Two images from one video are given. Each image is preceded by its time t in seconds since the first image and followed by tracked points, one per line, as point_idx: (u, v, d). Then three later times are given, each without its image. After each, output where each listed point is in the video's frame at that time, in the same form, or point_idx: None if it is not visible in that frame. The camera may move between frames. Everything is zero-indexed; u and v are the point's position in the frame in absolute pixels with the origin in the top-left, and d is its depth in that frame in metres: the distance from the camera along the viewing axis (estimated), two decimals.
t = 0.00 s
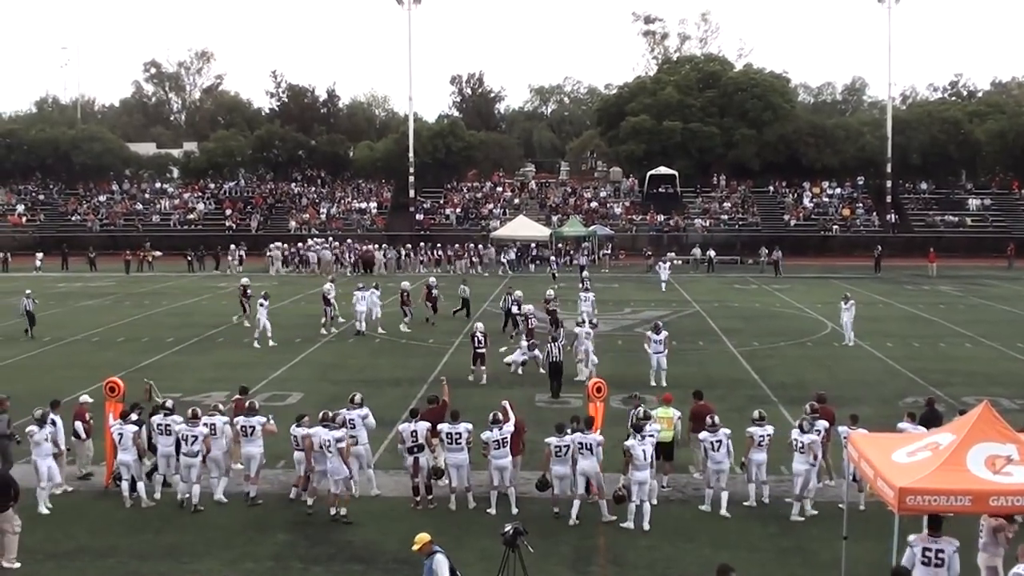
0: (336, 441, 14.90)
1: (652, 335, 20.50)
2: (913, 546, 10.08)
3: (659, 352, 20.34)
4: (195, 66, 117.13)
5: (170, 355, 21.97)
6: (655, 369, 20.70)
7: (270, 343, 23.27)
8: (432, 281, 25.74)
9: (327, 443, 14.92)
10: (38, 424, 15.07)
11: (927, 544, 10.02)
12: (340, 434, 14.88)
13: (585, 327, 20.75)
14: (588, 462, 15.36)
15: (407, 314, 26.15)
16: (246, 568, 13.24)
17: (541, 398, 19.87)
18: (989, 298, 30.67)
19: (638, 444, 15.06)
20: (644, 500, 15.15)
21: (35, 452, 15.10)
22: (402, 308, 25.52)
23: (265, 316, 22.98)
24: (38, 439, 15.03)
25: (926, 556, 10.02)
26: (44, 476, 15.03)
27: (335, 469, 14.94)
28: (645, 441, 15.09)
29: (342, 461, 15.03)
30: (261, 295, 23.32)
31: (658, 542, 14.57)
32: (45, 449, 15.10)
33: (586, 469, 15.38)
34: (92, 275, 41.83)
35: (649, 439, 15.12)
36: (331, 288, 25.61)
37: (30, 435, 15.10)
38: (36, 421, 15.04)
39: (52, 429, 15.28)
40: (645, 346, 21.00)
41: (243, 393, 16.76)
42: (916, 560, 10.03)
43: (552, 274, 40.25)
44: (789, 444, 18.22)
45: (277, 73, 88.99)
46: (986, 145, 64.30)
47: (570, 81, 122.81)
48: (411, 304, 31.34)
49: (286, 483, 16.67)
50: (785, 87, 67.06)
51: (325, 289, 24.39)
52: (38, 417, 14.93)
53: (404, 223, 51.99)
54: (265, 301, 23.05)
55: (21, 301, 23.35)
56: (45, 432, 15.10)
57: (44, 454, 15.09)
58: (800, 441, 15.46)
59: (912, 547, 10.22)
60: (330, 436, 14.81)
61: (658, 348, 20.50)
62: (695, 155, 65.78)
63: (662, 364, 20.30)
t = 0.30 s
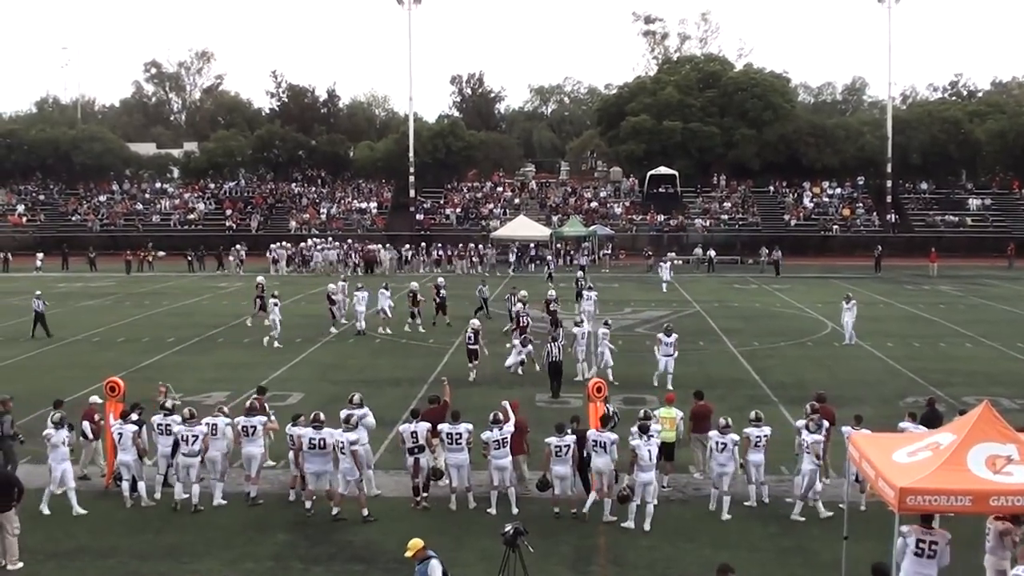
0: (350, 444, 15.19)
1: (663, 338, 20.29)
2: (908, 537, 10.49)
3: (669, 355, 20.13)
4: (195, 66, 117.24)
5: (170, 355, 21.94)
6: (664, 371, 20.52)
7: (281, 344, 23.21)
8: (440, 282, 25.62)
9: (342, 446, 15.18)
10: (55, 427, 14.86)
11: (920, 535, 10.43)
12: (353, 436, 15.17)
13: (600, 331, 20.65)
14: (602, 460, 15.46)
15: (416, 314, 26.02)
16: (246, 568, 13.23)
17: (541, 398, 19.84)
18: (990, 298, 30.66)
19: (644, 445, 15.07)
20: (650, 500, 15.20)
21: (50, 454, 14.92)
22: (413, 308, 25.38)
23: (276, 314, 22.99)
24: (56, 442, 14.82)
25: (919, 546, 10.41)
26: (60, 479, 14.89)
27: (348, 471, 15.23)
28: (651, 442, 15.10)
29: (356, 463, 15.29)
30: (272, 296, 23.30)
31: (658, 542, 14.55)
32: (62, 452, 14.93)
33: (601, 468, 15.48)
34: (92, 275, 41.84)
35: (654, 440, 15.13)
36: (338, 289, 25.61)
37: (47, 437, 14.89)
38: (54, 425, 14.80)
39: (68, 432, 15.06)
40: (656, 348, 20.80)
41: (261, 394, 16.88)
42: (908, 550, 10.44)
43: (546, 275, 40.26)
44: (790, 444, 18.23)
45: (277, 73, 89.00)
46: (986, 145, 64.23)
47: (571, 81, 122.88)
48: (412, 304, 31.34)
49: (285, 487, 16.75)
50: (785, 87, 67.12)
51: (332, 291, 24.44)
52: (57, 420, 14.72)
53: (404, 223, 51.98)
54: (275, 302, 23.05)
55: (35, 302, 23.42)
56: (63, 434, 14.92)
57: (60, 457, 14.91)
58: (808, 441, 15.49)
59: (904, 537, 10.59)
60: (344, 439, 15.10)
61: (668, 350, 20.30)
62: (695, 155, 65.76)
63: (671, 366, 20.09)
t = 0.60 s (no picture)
0: (364, 447, 14.75)
1: (678, 340, 19.80)
2: (916, 537, 10.33)
3: (684, 358, 19.67)
4: (191, 62, 116.66)
5: (166, 356, 21.62)
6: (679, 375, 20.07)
7: (292, 344, 22.90)
8: (448, 283, 25.21)
9: (355, 448, 14.77)
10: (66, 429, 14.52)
11: (929, 536, 10.26)
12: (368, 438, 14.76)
13: (620, 334, 20.26)
14: (612, 463, 15.13)
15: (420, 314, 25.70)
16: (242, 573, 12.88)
17: (544, 399, 19.45)
18: (1000, 298, 30.32)
19: (651, 447, 14.75)
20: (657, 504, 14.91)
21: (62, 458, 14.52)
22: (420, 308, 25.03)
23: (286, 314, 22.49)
24: (68, 444, 14.44)
25: (927, 548, 10.23)
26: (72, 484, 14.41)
27: (360, 473, 14.86)
28: (658, 445, 14.77)
29: (368, 465, 14.91)
30: (278, 295, 23.00)
31: (663, 546, 14.22)
32: (73, 455, 14.53)
33: (612, 470, 15.14)
34: (87, 274, 41.54)
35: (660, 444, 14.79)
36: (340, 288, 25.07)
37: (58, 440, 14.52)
38: (64, 426, 14.46)
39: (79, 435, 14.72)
40: (670, 350, 20.37)
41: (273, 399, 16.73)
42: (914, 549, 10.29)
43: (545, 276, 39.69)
44: (797, 446, 17.91)
45: (276, 69, 88.62)
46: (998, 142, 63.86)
47: (574, 78, 122.48)
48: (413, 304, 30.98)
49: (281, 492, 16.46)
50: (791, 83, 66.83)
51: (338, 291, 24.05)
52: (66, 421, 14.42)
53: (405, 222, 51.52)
54: (281, 301, 22.73)
55: (39, 302, 23.09)
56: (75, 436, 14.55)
57: (72, 460, 14.49)
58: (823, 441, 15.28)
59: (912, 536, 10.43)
60: (357, 441, 14.63)
61: (683, 352, 19.83)
62: (700, 152, 65.31)
63: (685, 369, 19.60)
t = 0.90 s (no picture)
0: (368, 452, 13.97)
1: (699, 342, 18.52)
2: (942, 545, 9.43)
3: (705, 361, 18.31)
4: (175, 48, 114.75)
5: (147, 357, 20.66)
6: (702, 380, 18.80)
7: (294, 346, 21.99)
8: (450, 282, 23.95)
9: (357, 453, 13.95)
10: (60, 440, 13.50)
11: (956, 545, 9.36)
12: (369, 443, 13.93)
13: (641, 337, 19.08)
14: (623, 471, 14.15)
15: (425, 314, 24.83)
16: None
17: (547, 404, 18.43)
18: None
19: (654, 456, 13.81)
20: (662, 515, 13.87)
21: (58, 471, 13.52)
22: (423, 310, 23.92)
23: (285, 313, 21.56)
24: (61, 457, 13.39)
25: (954, 557, 9.34)
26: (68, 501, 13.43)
27: (359, 480, 13.96)
28: (662, 453, 13.81)
29: (369, 472, 14.05)
30: (276, 293, 22.18)
31: (673, 558, 13.28)
32: (68, 468, 13.53)
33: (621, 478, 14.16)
34: (66, 271, 40.52)
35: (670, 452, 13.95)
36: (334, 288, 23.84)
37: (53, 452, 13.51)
38: (58, 438, 13.40)
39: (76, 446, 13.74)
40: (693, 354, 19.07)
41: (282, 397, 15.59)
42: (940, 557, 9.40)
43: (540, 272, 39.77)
44: (814, 454, 16.94)
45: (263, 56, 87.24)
46: None
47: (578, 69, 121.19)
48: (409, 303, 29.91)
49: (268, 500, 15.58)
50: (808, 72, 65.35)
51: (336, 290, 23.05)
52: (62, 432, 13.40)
53: (398, 216, 49.78)
54: (280, 299, 21.92)
55: (23, 302, 21.96)
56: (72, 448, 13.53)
57: (67, 473, 13.50)
58: (850, 448, 14.43)
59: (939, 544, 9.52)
60: (359, 446, 13.83)
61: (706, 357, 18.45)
62: (711, 143, 64.28)
63: (708, 374, 18.29)
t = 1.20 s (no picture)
0: (361, 459, 12.86)
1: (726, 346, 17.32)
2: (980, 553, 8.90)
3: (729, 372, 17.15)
4: (154, 29, 111.56)
5: (122, 361, 19.49)
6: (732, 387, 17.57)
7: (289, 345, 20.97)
8: (452, 280, 22.59)
9: (350, 461, 12.87)
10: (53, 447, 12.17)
11: (992, 555, 8.77)
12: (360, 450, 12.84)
13: (665, 337, 17.93)
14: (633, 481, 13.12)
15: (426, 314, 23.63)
16: None
17: (550, 408, 17.41)
18: None
19: (658, 467, 12.73)
20: (666, 530, 12.83)
21: (47, 481, 12.16)
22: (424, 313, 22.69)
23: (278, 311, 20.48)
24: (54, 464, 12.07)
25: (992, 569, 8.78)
26: (58, 515, 12.10)
27: (355, 489, 12.93)
28: (664, 464, 12.72)
29: (366, 481, 12.97)
30: (273, 288, 21.06)
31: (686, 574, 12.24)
32: (59, 477, 12.21)
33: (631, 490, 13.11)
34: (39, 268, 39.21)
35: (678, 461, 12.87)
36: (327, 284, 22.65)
37: (43, 460, 12.16)
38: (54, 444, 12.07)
39: (67, 454, 12.43)
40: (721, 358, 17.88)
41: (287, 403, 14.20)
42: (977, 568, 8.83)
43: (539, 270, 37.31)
44: (837, 464, 15.90)
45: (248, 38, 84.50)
46: None
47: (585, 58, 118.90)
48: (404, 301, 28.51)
49: (250, 513, 14.46)
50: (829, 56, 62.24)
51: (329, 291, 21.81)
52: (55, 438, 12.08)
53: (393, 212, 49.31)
54: (276, 296, 20.81)
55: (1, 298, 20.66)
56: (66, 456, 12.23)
57: (58, 483, 12.16)
58: (887, 458, 13.27)
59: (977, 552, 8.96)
60: (351, 454, 12.65)
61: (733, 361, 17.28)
62: (726, 133, 60.96)
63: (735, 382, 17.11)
